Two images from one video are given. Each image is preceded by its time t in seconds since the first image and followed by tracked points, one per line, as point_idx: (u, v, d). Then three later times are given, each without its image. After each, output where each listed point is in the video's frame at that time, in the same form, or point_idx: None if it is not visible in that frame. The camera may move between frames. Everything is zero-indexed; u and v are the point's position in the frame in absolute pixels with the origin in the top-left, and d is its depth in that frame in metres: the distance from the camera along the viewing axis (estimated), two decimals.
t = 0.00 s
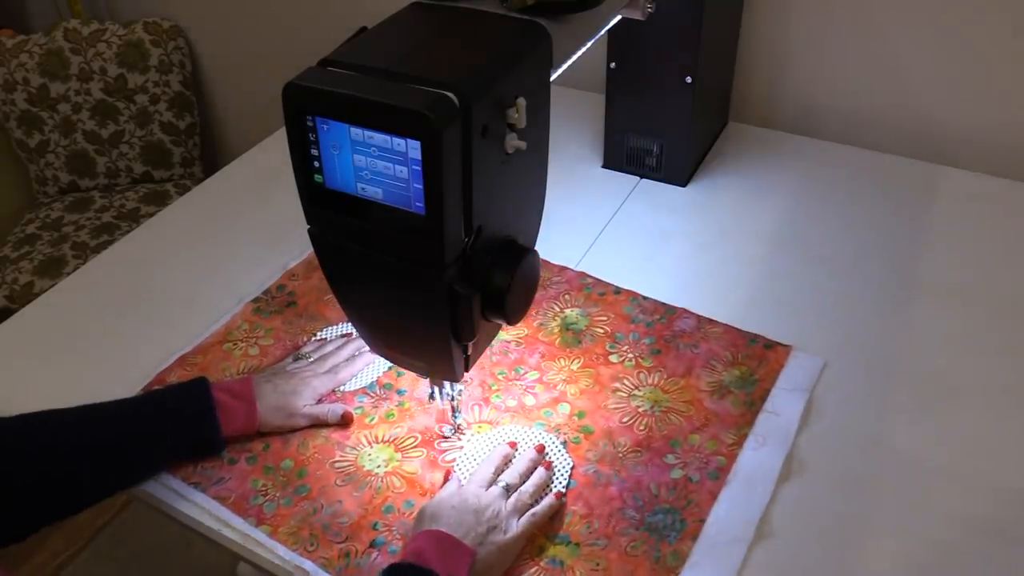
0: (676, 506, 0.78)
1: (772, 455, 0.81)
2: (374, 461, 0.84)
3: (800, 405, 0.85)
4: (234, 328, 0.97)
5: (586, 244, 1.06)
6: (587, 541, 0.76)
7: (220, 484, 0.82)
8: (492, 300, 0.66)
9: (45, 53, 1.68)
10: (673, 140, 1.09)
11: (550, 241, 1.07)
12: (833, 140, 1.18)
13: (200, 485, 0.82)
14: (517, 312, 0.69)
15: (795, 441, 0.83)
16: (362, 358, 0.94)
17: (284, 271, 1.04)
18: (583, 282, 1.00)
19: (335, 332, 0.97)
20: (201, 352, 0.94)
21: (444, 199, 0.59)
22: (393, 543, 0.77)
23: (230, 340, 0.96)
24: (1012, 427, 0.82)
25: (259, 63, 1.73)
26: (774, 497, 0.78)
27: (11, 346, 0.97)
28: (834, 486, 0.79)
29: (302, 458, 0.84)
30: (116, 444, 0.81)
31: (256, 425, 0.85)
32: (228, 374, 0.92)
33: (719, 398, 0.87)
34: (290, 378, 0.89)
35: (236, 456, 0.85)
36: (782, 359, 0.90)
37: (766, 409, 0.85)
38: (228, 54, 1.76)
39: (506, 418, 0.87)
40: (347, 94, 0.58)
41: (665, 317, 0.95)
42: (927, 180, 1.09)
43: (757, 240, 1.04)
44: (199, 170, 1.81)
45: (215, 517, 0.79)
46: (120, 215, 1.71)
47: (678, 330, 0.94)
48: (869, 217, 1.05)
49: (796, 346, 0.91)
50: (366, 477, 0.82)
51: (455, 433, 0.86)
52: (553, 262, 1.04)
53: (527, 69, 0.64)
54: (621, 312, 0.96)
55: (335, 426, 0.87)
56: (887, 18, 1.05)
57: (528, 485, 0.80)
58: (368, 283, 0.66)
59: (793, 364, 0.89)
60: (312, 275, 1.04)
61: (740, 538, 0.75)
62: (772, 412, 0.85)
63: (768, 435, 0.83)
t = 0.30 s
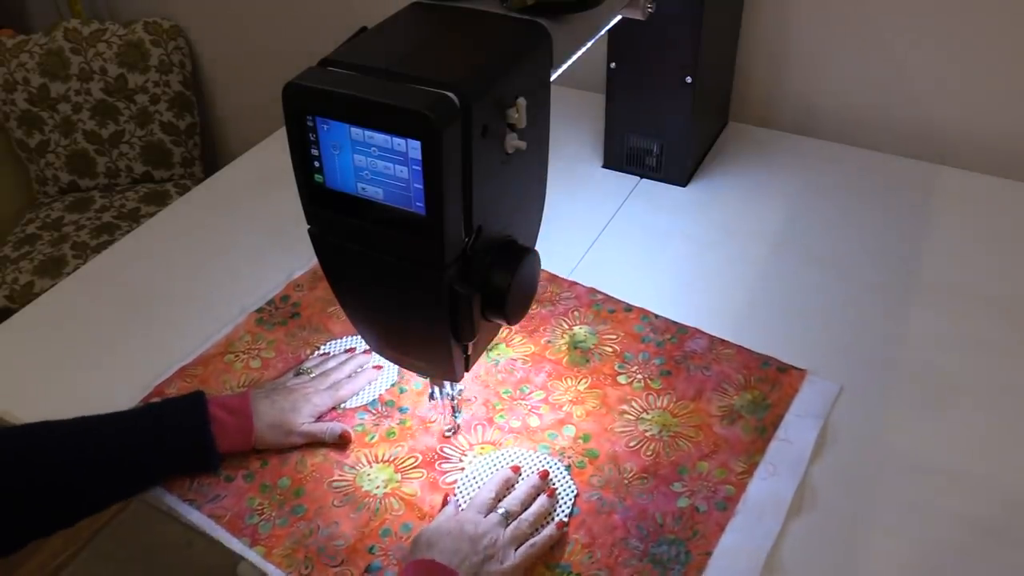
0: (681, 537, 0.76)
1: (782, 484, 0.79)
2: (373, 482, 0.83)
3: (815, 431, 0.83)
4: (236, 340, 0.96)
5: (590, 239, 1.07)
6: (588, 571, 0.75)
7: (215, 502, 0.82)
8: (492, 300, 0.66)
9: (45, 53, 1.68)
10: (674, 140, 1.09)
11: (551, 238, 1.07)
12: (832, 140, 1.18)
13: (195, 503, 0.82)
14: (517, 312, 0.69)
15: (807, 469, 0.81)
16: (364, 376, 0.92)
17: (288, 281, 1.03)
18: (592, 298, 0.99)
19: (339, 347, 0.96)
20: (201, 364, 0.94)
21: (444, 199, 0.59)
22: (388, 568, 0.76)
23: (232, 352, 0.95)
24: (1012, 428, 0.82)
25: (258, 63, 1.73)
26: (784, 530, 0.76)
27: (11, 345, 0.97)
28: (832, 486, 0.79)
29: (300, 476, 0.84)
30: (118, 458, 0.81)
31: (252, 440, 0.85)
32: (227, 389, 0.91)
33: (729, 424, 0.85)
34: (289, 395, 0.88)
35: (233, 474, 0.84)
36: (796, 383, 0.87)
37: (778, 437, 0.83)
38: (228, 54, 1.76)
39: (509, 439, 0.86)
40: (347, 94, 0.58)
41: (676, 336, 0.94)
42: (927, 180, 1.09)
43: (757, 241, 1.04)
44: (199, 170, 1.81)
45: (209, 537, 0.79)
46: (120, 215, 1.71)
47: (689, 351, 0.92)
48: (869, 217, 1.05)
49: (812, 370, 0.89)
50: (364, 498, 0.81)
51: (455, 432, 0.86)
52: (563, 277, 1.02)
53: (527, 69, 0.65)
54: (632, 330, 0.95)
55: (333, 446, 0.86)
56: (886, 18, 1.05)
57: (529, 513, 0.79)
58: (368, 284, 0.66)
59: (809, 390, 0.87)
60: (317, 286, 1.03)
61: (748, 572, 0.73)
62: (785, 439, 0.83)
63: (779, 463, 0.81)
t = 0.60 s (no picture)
0: (662, 556, 0.75)
1: (768, 502, 0.78)
2: (353, 492, 0.82)
3: (804, 449, 0.82)
4: (224, 345, 0.96)
5: (590, 238, 1.07)
6: None
7: (195, 510, 0.80)
8: (493, 300, 0.66)
9: (45, 53, 1.68)
10: (674, 140, 1.09)
11: (549, 239, 1.07)
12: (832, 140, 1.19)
13: (175, 511, 0.81)
14: (517, 313, 0.69)
15: (795, 488, 0.79)
16: (347, 386, 0.91)
17: (279, 285, 1.02)
18: (584, 308, 0.97)
19: (325, 354, 0.95)
20: (189, 370, 0.93)
21: (444, 200, 0.59)
22: None
23: (219, 357, 0.94)
24: (1011, 429, 0.82)
25: (258, 63, 1.73)
26: (768, 549, 0.75)
27: (11, 345, 0.97)
28: (832, 486, 0.79)
29: (280, 485, 0.83)
30: (108, 463, 0.81)
31: (230, 448, 0.84)
32: (212, 394, 0.91)
33: (717, 440, 0.83)
34: (271, 402, 0.87)
35: (214, 481, 0.83)
36: (787, 400, 0.86)
37: (767, 455, 0.82)
38: (228, 54, 1.76)
39: (492, 452, 0.85)
40: (347, 94, 0.58)
41: (667, 349, 0.92)
42: (927, 180, 1.09)
43: (756, 241, 1.04)
44: (199, 170, 1.81)
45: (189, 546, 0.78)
46: (120, 215, 1.71)
47: (680, 364, 0.91)
48: (868, 217, 1.05)
49: (804, 386, 0.88)
50: (343, 509, 0.80)
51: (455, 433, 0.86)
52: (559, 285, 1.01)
53: (527, 69, 0.64)
54: (622, 342, 0.94)
55: (312, 455, 0.85)
56: (887, 18, 1.05)
57: (506, 528, 0.78)
58: (368, 285, 0.66)
59: (799, 407, 0.85)
60: (307, 291, 1.02)
61: None
62: (773, 458, 0.82)
63: (766, 481, 0.80)
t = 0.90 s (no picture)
0: (639, 550, 0.75)
1: (744, 496, 0.78)
2: (331, 492, 0.81)
3: (779, 441, 0.83)
4: (200, 348, 0.96)
5: (587, 242, 1.06)
6: None
7: (173, 514, 0.80)
8: (493, 300, 0.66)
9: (46, 53, 1.68)
10: (674, 140, 1.09)
11: (549, 238, 1.07)
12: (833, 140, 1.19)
13: (153, 515, 0.81)
14: (517, 313, 0.69)
15: (769, 481, 0.80)
16: (322, 389, 0.90)
17: (255, 288, 1.02)
18: (560, 306, 0.98)
19: (300, 357, 0.95)
20: (164, 373, 0.93)
21: (444, 199, 0.59)
22: None
23: (195, 361, 0.94)
24: (1011, 428, 0.82)
25: (259, 63, 1.73)
26: (743, 542, 0.75)
27: (11, 345, 0.97)
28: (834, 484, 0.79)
29: (258, 487, 0.82)
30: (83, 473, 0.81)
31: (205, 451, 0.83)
32: (187, 397, 0.90)
33: (692, 434, 0.84)
34: (245, 404, 0.87)
35: (191, 484, 0.83)
36: (761, 393, 0.87)
37: (741, 447, 0.82)
38: (228, 54, 1.76)
39: (470, 449, 0.85)
40: (347, 94, 0.58)
41: (643, 344, 0.93)
42: (927, 179, 1.09)
43: (754, 241, 1.04)
44: (199, 170, 1.81)
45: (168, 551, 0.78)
46: (120, 215, 1.71)
47: (655, 359, 0.91)
48: (867, 217, 1.05)
49: (778, 379, 0.88)
50: (321, 509, 0.80)
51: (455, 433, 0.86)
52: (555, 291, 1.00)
53: (527, 69, 0.64)
54: (598, 338, 0.94)
55: (287, 457, 0.85)
56: (888, 19, 1.05)
57: (483, 524, 0.78)
58: (368, 286, 0.66)
59: (774, 400, 0.86)
60: (284, 293, 1.02)
61: None
62: (748, 450, 0.82)
63: (741, 474, 0.80)
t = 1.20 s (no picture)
0: (623, 563, 0.74)
1: (729, 508, 0.77)
2: (311, 507, 0.80)
3: (764, 448, 0.82)
4: (179, 360, 0.94)
5: (584, 246, 1.06)
6: None
7: (151, 532, 0.79)
8: (493, 300, 0.66)
9: (46, 53, 1.67)
10: (674, 140, 1.09)
11: (549, 240, 1.07)
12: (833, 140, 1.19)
13: (131, 534, 0.79)
14: (517, 313, 0.69)
15: (754, 490, 0.79)
16: (302, 403, 0.89)
17: (234, 298, 1.01)
18: (544, 313, 0.97)
19: (279, 369, 0.93)
20: (143, 387, 0.92)
21: (444, 198, 0.59)
22: None
23: (174, 373, 0.93)
24: (1011, 428, 0.82)
25: (259, 63, 1.73)
26: (729, 553, 0.75)
27: (12, 344, 0.97)
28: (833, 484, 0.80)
29: (237, 503, 0.81)
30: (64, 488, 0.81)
31: (180, 467, 0.82)
32: (166, 411, 0.89)
33: (677, 443, 0.83)
34: (223, 419, 0.85)
35: (169, 501, 0.82)
36: (747, 401, 0.86)
37: (726, 456, 0.81)
38: (229, 54, 1.76)
39: (452, 462, 0.83)
40: (347, 94, 0.58)
41: (627, 352, 0.92)
42: (927, 179, 1.09)
43: (753, 242, 1.04)
44: (199, 170, 1.81)
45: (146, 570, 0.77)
46: (120, 215, 1.71)
47: (640, 368, 0.90)
48: (867, 217, 1.05)
49: (763, 387, 0.88)
50: (301, 524, 0.79)
51: (456, 433, 0.86)
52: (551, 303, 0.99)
53: (528, 69, 0.64)
54: (582, 346, 0.93)
55: (263, 474, 0.83)
56: (889, 19, 1.05)
57: (462, 542, 0.76)
58: (368, 285, 0.66)
59: (759, 407, 0.86)
60: (265, 303, 1.00)
61: None
62: (732, 459, 0.81)
63: (727, 485, 0.79)
